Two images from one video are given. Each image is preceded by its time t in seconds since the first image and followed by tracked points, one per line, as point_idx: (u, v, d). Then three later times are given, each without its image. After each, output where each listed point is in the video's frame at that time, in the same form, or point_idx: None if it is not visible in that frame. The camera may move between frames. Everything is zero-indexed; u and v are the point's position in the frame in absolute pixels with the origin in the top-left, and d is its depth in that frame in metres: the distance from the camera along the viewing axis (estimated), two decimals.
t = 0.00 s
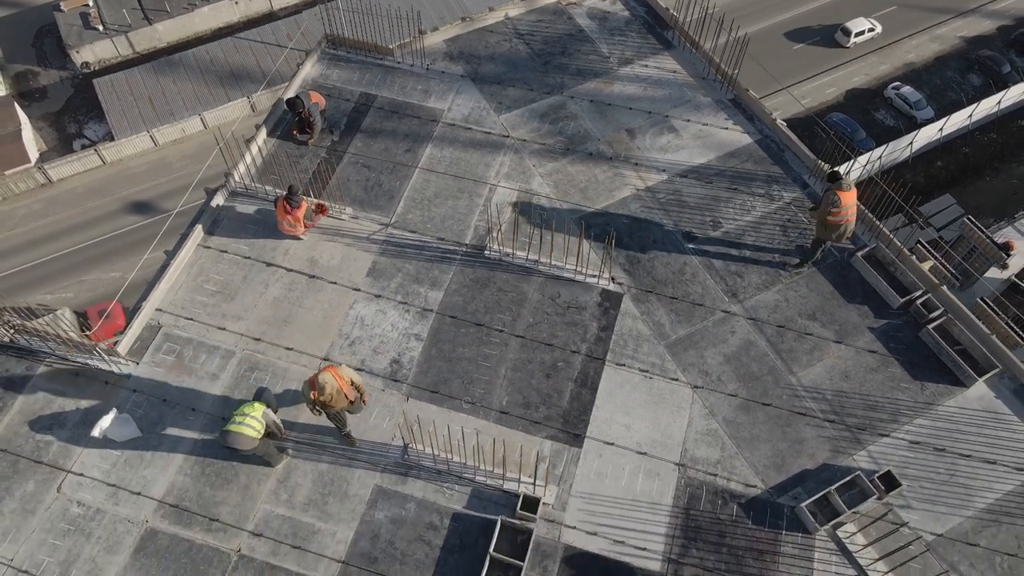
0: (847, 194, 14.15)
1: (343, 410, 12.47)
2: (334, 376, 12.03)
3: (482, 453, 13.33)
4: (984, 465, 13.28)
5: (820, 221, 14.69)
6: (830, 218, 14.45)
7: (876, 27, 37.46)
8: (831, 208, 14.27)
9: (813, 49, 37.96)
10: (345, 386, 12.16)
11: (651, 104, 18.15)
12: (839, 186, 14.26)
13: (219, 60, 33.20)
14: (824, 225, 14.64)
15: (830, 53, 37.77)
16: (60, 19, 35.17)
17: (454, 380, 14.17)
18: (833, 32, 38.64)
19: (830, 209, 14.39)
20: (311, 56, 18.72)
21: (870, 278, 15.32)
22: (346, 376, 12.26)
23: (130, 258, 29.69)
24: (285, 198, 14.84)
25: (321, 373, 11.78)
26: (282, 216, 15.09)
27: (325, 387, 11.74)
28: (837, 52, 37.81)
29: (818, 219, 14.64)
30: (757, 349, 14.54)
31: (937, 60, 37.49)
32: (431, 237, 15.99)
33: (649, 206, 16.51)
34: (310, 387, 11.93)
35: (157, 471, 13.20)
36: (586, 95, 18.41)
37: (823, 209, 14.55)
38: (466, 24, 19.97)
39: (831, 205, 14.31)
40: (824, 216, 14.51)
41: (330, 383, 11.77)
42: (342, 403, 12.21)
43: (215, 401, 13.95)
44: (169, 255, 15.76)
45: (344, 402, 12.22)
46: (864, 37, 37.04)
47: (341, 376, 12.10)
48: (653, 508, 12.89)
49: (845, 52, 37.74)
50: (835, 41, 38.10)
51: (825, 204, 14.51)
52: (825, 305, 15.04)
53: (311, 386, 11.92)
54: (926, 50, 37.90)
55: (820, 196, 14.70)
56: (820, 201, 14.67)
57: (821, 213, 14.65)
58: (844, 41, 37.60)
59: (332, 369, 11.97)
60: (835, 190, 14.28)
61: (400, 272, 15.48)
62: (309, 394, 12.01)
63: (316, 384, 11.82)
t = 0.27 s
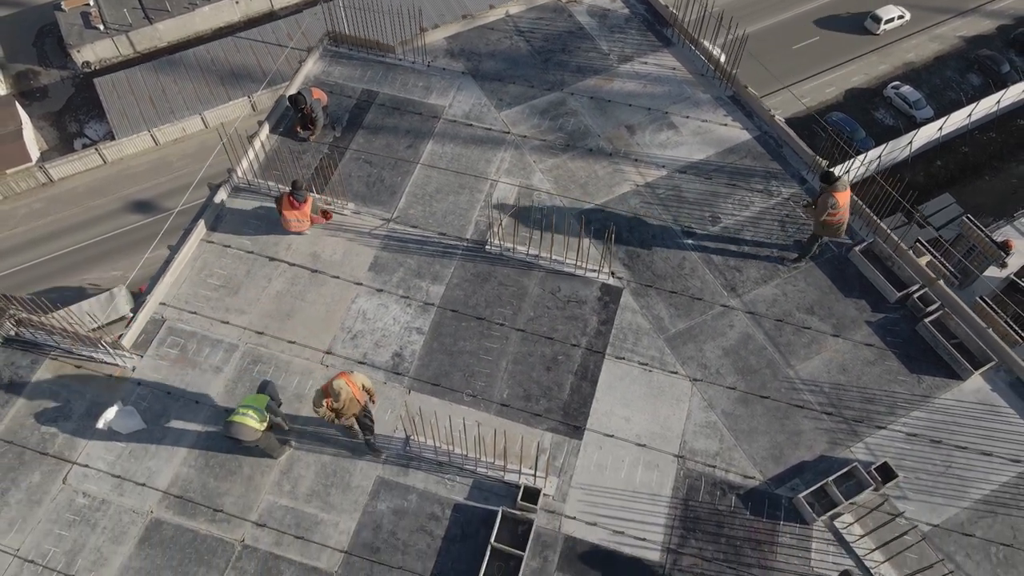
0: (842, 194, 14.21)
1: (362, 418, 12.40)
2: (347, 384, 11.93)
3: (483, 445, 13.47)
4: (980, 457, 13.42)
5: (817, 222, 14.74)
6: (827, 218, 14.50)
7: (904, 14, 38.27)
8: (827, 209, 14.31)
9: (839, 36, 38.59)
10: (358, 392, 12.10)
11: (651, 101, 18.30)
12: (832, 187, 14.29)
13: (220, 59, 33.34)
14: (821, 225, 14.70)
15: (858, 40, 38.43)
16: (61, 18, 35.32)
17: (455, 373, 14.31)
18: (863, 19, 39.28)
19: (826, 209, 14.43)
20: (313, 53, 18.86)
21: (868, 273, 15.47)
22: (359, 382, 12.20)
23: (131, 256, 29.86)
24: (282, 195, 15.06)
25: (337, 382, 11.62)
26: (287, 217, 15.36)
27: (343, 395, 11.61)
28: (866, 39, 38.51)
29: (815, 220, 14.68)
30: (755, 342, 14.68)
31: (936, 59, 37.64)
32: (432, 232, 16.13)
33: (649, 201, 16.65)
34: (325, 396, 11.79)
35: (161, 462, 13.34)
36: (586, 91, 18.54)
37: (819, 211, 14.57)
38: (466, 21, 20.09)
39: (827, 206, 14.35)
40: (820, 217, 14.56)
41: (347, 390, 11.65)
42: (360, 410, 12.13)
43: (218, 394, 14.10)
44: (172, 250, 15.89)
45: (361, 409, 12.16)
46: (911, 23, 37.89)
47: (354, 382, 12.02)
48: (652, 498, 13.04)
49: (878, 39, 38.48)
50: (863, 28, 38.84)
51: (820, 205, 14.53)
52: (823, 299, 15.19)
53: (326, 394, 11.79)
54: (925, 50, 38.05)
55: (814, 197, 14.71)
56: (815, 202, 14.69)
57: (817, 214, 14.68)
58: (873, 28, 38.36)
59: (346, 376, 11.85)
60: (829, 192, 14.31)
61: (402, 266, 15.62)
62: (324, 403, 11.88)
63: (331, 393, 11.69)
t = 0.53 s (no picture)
0: (839, 194, 14.22)
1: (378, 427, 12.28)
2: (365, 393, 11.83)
3: (484, 435, 13.65)
4: (975, 447, 13.59)
5: (811, 221, 14.71)
6: (822, 218, 14.53)
7: None
8: (826, 209, 14.31)
9: (867, 20, 39.25)
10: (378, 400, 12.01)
11: (650, 97, 18.46)
12: (831, 186, 14.19)
13: (221, 58, 33.50)
14: (815, 224, 14.73)
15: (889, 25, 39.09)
16: (62, 18, 35.49)
17: (457, 365, 14.47)
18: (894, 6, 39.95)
19: (823, 209, 14.41)
20: (315, 50, 19.02)
21: (865, 267, 15.63)
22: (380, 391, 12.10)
23: (133, 255, 30.04)
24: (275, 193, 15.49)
25: (362, 388, 11.48)
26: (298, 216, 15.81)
27: (369, 401, 11.47)
28: (900, 25, 39.19)
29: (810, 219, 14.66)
30: (753, 335, 14.84)
31: (936, 59, 37.81)
32: (434, 226, 16.29)
33: (648, 196, 16.82)
34: (347, 403, 11.65)
35: (166, 452, 13.51)
36: (586, 88, 18.70)
37: (816, 210, 14.51)
38: (467, 18, 20.23)
39: (825, 207, 14.33)
40: (816, 216, 14.55)
41: (374, 395, 11.53)
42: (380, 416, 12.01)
43: (223, 385, 14.27)
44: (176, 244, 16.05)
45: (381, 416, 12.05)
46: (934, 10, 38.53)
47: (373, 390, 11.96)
48: (651, 488, 13.21)
49: (909, 24, 39.16)
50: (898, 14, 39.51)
51: (817, 205, 14.46)
52: (821, 293, 15.35)
53: (349, 401, 11.64)
54: (925, 49, 38.22)
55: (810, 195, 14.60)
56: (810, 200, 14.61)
57: (812, 213, 14.62)
58: (910, 14, 39.00)
59: (369, 383, 11.74)
60: (828, 192, 14.22)
61: (404, 260, 15.78)
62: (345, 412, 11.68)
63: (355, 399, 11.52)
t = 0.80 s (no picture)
0: (835, 192, 14.42)
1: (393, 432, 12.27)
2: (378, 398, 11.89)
3: (486, 425, 13.80)
4: (971, 437, 13.73)
5: (805, 216, 14.85)
6: (816, 214, 14.70)
7: None
8: (822, 206, 14.48)
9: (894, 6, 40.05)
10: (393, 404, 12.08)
11: (650, 93, 18.61)
12: (829, 183, 14.34)
13: (222, 58, 33.68)
14: (807, 219, 14.89)
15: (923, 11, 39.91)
16: (63, 17, 35.67)
17: (458, 356, 14.62)
18: None
19: (818, 205, 14.56)
20: (317, 46, 19.18)
21: (863, 260, 15.78)
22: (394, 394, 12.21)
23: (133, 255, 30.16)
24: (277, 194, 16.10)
25: (379, 390, 11.58)
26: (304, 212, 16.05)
27: (388, 403, 11.58)
28: (934, 10, 39.95)
29: (803, 214, 14.78)
30: (752, 327, 14.99)
31: (935, 59, 37.97)
32: (435, 220, 16.44)
33: (648, 190, 16.97)
34: (366, 408, 11.68)
35: (171, 443, 13.66)
36: (586, 84, 18.86)
37: (811, 205, 14.63)
38: (468, 15, 20.39)
39: (821, 203, 14.49)
40: (810, 211, 14.69)
41: (391, 397, 11.64)
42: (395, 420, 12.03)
43: (227, 377, 14.42)
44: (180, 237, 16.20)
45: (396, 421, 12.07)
46: None
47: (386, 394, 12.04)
48: (651, 477, 13.36)
49: (922, 18, 39.58)
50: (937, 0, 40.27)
51: (813, 200, 14.58)
52: (819, 286, 15.50)
53: (367, 406, 11.70)
54: (924, 49, 38.39)
55: (807, 190, 14.68)
56: (806, 195, 14.71)
57: (807, 208, 14.75)
58: None
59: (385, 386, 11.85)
60: (827, 188, 14.36)
61: (406, 254, 15.94)
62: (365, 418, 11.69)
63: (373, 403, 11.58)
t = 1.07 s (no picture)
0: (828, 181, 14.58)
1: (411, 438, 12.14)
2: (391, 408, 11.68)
3: (487, 417, 13.93)
4: (968, 429, 13.86)
5: (799, 206, 14.99)
6: (810, 204, 14.85)
7: None
8: (816, 195, 14.63)
9: None
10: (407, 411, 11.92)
11: (650, 89, 18.74)
12: (823, 172, 14.49)
13: (222, 57, 33.79)
14: (801, 209, 15.04)
15: None
16: (64, 16, 35.81)
17: (460, 349, 14.75)
18: None
19: (812, 195, 14.72)
20: (320, 43, 19.30)
21: (861, 254, 15.90)
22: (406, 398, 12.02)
23: (133, 254, 30.26)
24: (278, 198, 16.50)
25: (394, 398, 11.37)
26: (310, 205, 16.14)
27: (406, 409, 11.41)
28: None
29: (798, 204, 14.93)
30: (751, 321, 15.12)
31: (935, 58, 38.10)
32: (437, 215, 16.57)
33: (648, 185, 17.10)
34: (384, 418, 11.50)
35: (176, 434, 13.79)
36: (586, 80, 18.99)
37: (805, 195, 14.79)
38: (469, 12, 20.53)
39: (815, 193, 14.64)
40: (804, 201, 14.85)
41: (408, 402, 11.46)
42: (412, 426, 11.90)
43: (230, 369, 14.55)
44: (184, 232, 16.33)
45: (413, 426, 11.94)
46: None
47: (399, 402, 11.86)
48: (651, 468, 13.49)
49: (922, 18, 39.66)
50: None
51: (807, 190, 14.73)
52: (817, 280, 15.63)
53: (386, 416, 11.51)
54: (924, 48, 38.52)
55: (800, 181, 14.82)
56: (800, 185, 14.85)
57: (801, 199, 14.90)
58: None
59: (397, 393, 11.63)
60: (820, 178, 14.52)
61: (408, 248, 16.07)
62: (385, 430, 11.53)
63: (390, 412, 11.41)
